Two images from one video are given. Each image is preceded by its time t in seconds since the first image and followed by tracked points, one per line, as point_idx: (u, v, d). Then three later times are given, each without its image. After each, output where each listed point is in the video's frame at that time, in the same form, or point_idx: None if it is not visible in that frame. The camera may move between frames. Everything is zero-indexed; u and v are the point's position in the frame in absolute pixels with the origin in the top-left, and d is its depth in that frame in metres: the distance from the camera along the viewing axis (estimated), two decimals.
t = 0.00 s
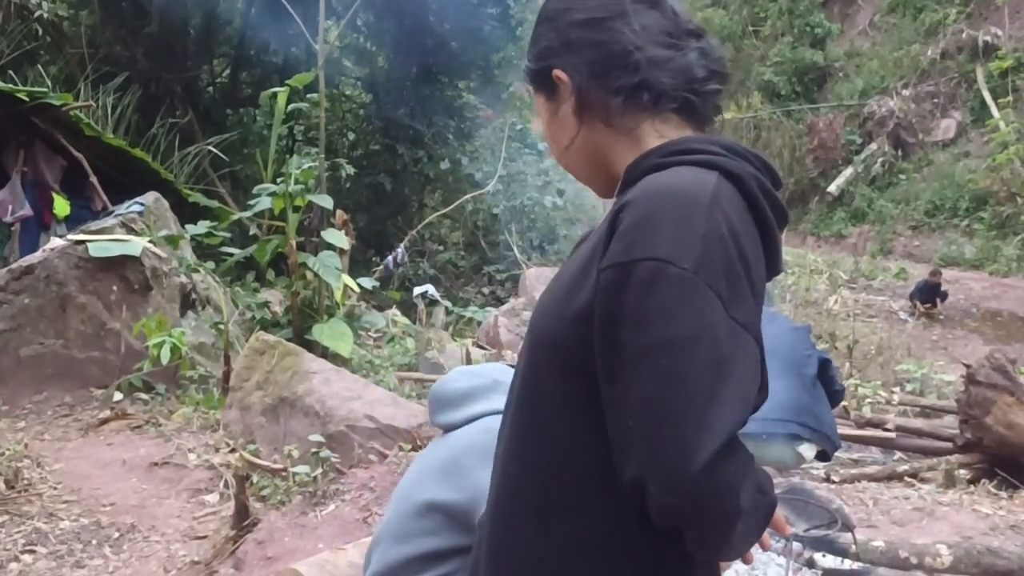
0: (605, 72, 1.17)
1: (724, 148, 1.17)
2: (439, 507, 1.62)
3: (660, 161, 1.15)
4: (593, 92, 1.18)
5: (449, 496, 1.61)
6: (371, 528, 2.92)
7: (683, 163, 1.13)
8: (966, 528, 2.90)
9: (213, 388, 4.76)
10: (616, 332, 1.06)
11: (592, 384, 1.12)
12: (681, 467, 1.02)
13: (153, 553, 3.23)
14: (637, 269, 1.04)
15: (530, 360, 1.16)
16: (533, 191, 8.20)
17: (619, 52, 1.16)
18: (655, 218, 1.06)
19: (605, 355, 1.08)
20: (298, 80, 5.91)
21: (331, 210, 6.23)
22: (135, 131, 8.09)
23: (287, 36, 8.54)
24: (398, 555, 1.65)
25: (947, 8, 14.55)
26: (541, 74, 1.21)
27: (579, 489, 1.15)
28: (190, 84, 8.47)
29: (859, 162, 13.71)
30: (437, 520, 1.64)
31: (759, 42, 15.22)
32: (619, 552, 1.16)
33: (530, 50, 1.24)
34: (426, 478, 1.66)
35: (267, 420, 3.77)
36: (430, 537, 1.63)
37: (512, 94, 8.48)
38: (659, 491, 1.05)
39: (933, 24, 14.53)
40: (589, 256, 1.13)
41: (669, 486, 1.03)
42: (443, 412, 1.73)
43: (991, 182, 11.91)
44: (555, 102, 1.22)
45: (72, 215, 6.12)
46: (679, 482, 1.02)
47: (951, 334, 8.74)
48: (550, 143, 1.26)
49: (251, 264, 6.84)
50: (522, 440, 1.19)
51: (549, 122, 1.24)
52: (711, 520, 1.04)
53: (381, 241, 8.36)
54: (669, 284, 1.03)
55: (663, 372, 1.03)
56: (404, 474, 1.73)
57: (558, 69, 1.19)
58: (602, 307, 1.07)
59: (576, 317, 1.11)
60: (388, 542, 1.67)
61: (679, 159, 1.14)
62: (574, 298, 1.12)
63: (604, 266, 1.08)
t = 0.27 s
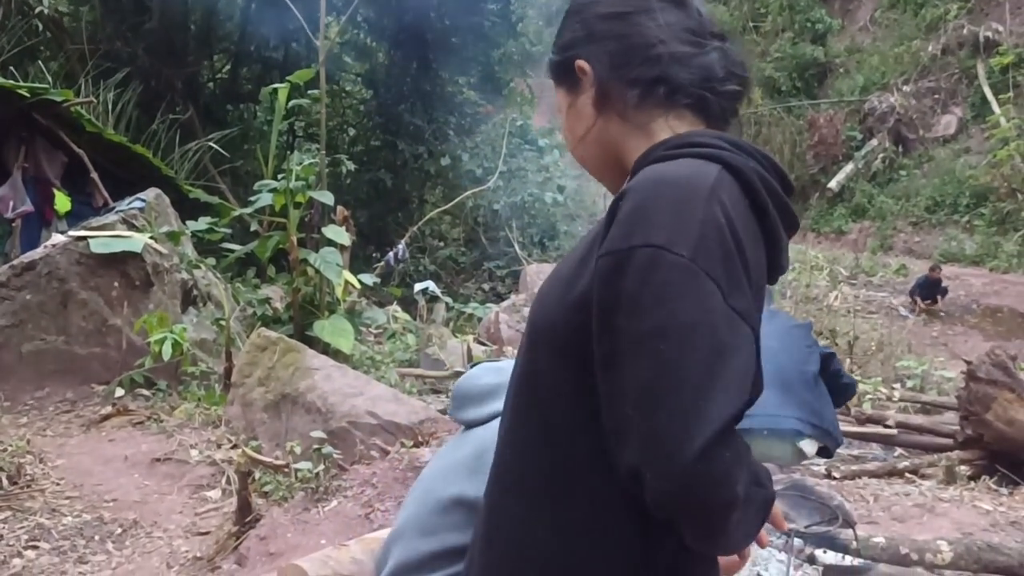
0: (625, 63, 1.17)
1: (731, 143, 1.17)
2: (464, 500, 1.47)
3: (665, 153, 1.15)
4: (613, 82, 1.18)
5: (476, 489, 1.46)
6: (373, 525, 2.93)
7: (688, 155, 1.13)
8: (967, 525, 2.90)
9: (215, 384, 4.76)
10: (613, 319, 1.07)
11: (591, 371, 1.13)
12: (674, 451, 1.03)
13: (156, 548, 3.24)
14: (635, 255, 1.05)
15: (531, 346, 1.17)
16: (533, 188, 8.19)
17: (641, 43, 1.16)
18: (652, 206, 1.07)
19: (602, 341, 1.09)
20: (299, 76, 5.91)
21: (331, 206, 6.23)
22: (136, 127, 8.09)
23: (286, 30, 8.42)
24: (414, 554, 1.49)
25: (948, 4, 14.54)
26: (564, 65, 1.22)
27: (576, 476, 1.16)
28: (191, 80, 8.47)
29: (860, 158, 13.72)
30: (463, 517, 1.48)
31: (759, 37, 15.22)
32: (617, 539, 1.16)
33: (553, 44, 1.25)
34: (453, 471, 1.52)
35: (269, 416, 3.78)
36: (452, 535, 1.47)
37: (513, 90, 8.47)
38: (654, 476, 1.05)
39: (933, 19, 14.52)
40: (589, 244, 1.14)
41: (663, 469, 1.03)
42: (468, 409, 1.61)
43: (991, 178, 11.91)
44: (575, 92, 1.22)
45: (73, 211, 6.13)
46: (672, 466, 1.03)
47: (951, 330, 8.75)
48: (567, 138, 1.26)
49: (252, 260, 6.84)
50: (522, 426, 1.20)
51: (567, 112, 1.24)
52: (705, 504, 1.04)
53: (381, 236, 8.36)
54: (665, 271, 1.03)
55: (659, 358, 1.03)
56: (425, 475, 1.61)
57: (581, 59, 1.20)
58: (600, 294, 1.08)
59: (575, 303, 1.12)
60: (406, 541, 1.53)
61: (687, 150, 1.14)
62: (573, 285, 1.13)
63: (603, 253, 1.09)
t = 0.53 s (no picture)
0: (649, 61, 1.14)
1: (738, 148, 1.15)
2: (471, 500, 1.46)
3: (678, 153, 1.12)
4: (634, 79, 1.14)
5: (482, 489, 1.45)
6: (374, 523, 2.94)
7: (696, 158, 1.11)
8: (965, 524, 2.91)
9: (216, 382, 4.76)
10: (613, 316, 1.06)
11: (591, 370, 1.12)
12: (671, 448, 1.02)
13: (158, 545, 3.25)
14: (635, 254, 1.04)
15: (532, 343, 1.17)
16: (534, 187, 8.14)
17: (668, 43, 1.14)
18: (652, 205, 1.06)
19: (601, 337, 1.08)
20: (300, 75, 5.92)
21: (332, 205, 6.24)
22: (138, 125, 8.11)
23: (286, 29, 8.45)
24: (424, 550, 1.50)
25: (949, 3, 14.56)
26: (583, 58, 1.17)
27: (575, 474, 1.16)
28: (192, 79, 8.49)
29: (861, 157, 13.73)
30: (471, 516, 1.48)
31: (760, 36, 15.23)
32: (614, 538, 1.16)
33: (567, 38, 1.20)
34: (460, 469, 1.50)
35: (270, 415, 3.79)
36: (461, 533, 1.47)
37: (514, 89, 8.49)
38: (652, 473, 1.05)
39: (934, 19, 14.53)
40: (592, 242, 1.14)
41: (660, 467, 1.03)
42: (471, 408, 1.59)
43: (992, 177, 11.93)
44: (590, 87, 1.17)
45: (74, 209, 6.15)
46: (668, 464, 1.02)
47: (951, 329, 8.76)
48: (574, 136, 1.21)
49: (253, 259, 6.85)
50: (522, 422, 1.19)
51: (580, 107, 1.19)
52: (701, 502, 1.04)
53: (382, 235, 8.37)
54: (665, 270, 1.02)
55: (658, 355, 1.03)
56: (431, 470, 1.60)
57: (603, 53, 1.15)
58: (600, 291, 1.07)
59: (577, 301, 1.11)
60: (415, 536, 1.53)
61: (697, 153, 1.12)
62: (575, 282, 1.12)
63: (604, 251, 1.08)
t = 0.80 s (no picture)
0: (665, 59, 1.13)
1: (741, 152, 1.14)
2: (464, 495, 1.48)
3: (686, 157, 1.11)
4: (648, 76, 1.14)
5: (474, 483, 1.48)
6: (372, 520, 2.94)
7: (701, 162, 1.10)
8: (961, 522, 2.92)
9: (216, 381, 4.77)
10: (623, 320, 1.04)
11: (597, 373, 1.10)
12: (681, 454, 1.00)
13: (157, 544, 3.26)
14: (646, 258, 1.02)
15: (538, 345, 1.15)
16: (533, 186, 8.20)
17: (684, 43, 1.13)
18: (663, 208, 1.04)
19: (610, 341, 1.06)
20: (300, 75, 5.92)
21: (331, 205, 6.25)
22: (138, 124, 8.12)
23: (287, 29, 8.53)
24: (418, 546, 1.51)
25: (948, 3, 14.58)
26: (596, 51, 1.17)
27: (580, 478, 1.14)
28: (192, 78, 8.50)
29: (861, 157, 13.75)
30: (463, 512, 1.50)
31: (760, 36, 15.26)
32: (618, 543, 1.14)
33: (580, 29, 1.19)
34: (451, 465, 1.52)
35: (269, 413, 3.81)
36: (455, 528, 1.49)
37: (513, 88, 8.50)
38: (660, 478, 1.03)
39: (934, 19, 14.55)
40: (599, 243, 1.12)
41: (670, 473, 1.01)
42: (462, 405, 1.62)
43: (991, 177, 11.94)
44: (601, 81, 1.17)
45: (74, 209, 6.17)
46: (678, 468, 1.00)
47: (950, 329, 8.77)
48: (577, 128, 1.20)
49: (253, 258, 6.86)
50: (527, 425, 1.17)
51: (587, 101, 1.18)
52: (710, 507, 1.02)
53: (381, 234, 8.38)
54: (676, 276, 1.00)
55: (668, 360, 1.00)
56: (425, 468, 1.61)
57: (617, 48, 1.15)
58: (609, 295, 1.05)
59: (585, 302, 1.09)
60: (408, 533, 1.54)
61: (701, 156, 1.10)
62: (583, 284, 1.10)
63: (613, 254, 1.06)
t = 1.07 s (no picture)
0: (660, 63, 1.14)
1: (727, 159, 1.13)
2: (450, 490, 1.50)
3: (675, 160, 1.10)
4: (642, 79, 1.15)
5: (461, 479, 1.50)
6: (362, 518, 2.97)
7: (687, 167, 1.08)
8: (946, 519, 2.95)
9: (207, 380, 4.79)
10: (612, 323, 1.02)
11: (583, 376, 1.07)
12: (669, 458, 0.98)
13: (148, 542, 3.28)
14: (635, 262, 1.00)
15: (522, 347, 1.11)
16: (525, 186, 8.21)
17: (679, 48, 1.15)
18: (653, 211, 1.02)
19: (598, 344, 1.03)
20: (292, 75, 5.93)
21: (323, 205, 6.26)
22: (130, 123, 8.12)
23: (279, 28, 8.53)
24: (406, 542, 1.53)
25: (940, 4, 14.64)
26: (590, 52, 1.17)
27: (563, 483, 1.11)
28: (185, 77, 8.51)
29: (852, 157, 13.81)
30: (448, 507, 1.52)
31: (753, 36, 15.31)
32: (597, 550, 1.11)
33: (573, 30, 1.19)
34: (437, 461, 1.54)
35: (260, 412, 3.82)
36: (442, 524, 1.51)
37: (506, 88, 8.52)
38: (647, 483, 1.01)
39: (925, 19, 14.61)
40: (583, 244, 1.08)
41: (659, 477, 0.99)
42: (449, 402, 1.64)
43: (982, 177, 12.01)
44: (594, 81, 1.17)
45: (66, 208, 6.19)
46: (668, 473, 0.99)
47: (940, 328, 8.82)
48: (565, 127, 1.19)
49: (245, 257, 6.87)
50: (510, 429, 1.14)
51: (579, 100, 1.18)
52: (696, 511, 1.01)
53: (374, 233, 8.39)
54: (666, 279, 0.98)
55: (657, 363, 0.98)
56: (410, 466, 1.63)
57: (612, 50, 1.15)
58: (597, 296, 1.02)
59: (571, 303, 1.06)
60: (395, 528, 1.56)
61: (687, 162, 1.09)
62: (568, 285, 1.07)
63: (601, 256, 1.03)
